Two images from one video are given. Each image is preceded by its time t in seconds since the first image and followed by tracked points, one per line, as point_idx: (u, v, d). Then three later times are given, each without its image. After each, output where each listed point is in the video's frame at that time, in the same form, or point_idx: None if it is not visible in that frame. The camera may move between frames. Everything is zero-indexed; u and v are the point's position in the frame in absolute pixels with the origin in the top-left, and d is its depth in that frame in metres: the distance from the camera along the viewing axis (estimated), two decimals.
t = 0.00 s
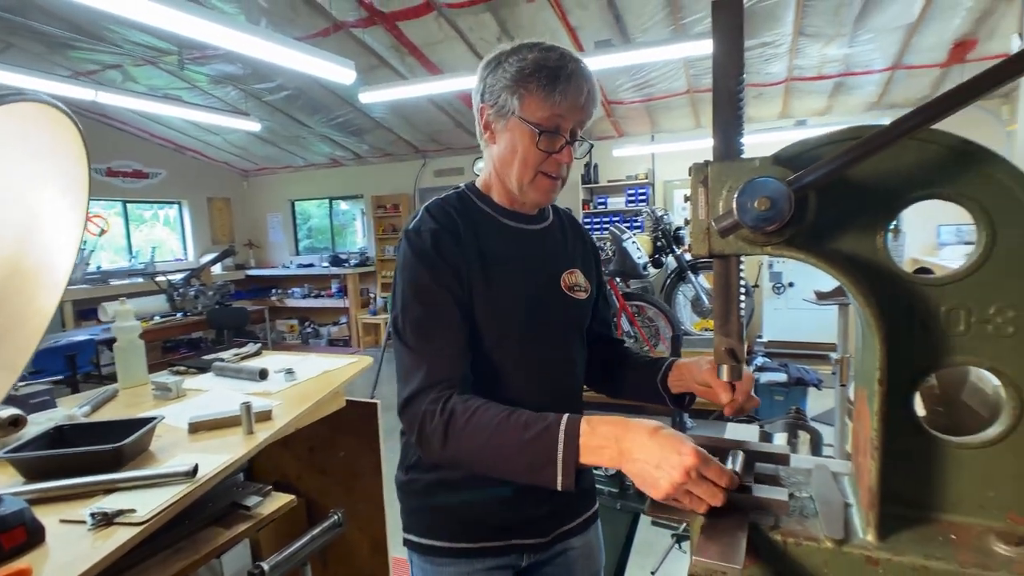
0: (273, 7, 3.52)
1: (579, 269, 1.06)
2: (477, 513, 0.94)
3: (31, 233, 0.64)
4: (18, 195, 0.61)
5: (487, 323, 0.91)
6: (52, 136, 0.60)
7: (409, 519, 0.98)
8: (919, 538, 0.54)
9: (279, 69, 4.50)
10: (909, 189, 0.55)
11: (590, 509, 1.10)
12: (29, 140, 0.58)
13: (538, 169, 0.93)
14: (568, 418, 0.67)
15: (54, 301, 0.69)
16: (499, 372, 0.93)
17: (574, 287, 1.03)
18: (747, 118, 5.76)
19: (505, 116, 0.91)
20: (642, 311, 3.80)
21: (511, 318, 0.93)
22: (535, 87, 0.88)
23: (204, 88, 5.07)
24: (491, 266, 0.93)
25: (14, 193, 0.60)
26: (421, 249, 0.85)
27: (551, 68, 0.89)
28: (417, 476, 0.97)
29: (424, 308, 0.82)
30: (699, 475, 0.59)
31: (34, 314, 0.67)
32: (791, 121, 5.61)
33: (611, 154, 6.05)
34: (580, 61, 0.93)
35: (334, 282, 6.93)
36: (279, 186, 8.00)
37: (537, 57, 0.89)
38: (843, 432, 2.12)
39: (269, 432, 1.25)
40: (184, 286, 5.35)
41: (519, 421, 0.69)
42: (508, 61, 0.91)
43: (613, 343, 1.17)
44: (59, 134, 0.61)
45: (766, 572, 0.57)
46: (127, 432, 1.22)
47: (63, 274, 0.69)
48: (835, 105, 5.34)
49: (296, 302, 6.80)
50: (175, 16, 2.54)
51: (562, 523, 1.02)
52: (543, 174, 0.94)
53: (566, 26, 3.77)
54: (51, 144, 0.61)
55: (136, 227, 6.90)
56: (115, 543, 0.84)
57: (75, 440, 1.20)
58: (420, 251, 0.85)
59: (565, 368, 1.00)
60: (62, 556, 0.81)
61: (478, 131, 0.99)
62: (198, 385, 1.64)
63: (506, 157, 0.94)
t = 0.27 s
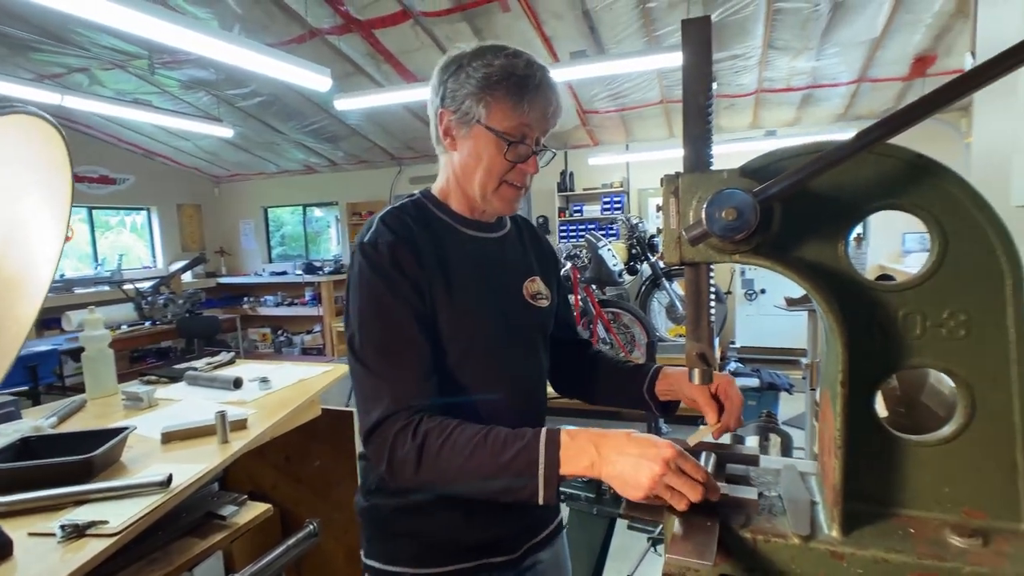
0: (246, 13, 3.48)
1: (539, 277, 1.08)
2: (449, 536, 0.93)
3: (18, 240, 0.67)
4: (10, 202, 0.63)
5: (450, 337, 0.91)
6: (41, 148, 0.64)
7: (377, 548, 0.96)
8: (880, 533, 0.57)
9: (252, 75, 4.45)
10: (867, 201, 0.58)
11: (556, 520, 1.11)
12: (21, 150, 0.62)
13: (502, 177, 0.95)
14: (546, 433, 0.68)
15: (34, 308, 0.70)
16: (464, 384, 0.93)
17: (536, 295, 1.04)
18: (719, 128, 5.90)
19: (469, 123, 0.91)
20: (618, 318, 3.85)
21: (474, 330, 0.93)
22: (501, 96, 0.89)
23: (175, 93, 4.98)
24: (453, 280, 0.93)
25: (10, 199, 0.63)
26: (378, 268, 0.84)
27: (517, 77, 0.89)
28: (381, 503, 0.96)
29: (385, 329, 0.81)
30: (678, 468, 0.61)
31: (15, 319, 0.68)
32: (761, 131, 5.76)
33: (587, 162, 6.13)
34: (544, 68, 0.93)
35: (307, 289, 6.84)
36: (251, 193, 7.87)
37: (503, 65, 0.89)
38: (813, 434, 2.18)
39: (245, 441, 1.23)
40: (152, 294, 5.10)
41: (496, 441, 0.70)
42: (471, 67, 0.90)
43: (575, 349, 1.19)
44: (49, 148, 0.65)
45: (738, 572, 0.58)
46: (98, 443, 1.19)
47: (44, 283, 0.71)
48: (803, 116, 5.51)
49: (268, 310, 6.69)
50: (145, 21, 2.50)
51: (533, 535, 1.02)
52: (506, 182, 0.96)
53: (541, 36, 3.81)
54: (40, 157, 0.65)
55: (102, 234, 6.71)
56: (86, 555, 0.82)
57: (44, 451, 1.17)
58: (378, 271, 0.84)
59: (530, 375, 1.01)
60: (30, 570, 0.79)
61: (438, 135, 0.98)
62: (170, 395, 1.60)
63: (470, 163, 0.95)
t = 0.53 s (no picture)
0: (227, 17, 3.46)
1: (510, 282, 1.09)
2: (424, 546, 0.93)
3: (7, 243, 0.60)
4: None
5: (418, 347, 0.92)
6: (32, 146, 0.59)
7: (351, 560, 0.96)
8: (854, 529, 0.59)
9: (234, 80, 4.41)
10: (838, 209, 0.60)
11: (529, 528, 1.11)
12: (11, 143, 0.57)
13: (477, 186, 0.96)
14: (497, 439, 0.72)
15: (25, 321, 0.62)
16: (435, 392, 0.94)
17: (507, 300, 1.05)
18: (699, 135, 6.00)
19: (446, 131, 0.92)
20: (600, 323, 3.88)
21: (443, 339, 0.93)
22: (479, 106, 0.90)
23: (153, 98, 4.91)
24: (421, 291, 0.94)
25: None
26: (344, 281, 0.84)
27: (493, 88, 0.91)
28: (354, 515, 0.94)
29: (348, 344, 0.81)
30: (617, 448, 0.66)
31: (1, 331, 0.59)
32: (740, 138, 5.87)
33: (570, 169, 6.18)
34: (518, 79, 0.96)
35: (289, 296, 6.76)
36: (231, 198, 7.77)
37: (479, 75, 0.91)
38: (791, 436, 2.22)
39: (228, 448, 1.21)
40: (131, 301, 5.04)
41: (451, 451, 0.73)
42: (447, 76, 0.91)
43: (549, 352, 1.20)
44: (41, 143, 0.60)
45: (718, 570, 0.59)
46: (78, 451, 1.16)
47: (34, 295, 0.64)
48: (781, 123, 5.63)
49: (248, 317, 6.59)
50: (123, 26, 2.47)
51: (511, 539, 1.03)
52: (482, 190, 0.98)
53: (524, 43, 3.84)
54: (30, 156, 0.60)
55: (77, 240, 6.57)
56: (69, 562, 0.81)
57: (22, 459, 1.15)
58: (343, 285, 0.84)
59: (504, 381, 1.02)
60: None
61: (410, 142, 0.98)
62: (151, 402, 1.57)
63: (445, 172, 0.95)
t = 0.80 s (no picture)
0: (213, 21, 3.44)
1: (497, 286, 1.10)
2: (414, 547, 0.93)
3: (6, 249, 0.63)
4: None
5: (407, 351, 0.93)
6: (29, 154, 0.62)
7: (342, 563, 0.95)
8: (834, 525, 0.60)
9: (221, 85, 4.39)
10: (816, 213, 0.62)
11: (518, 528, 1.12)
12: (13, 153, 0.60)
13: (466, 192, 0.97)
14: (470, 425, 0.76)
15: (20, 323, 0.64)
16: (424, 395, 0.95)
17: (494, 304, 1.07)
18: (686, 140, 6.06)
19: (434, 139, 0.93)
20: (588, 326, 3.90)
21: (431, 343, 0.94)
22: (466, 114, 0.91)
23: (139, 102, 4.86)
24: (409, 296, 0.95)
25: None
26: (332, 289, 0.85)
27: (479, 95, 0.92)
28: (345, 517, 0.94)
29: (337, 351, 0.82)
30: (580, 409, 0.71)
31: None
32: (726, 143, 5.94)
33: (558, 173, 6.21)
34: (504, 87, 0.97)
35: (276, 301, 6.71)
36: (218, 203, 7.71)
37: (465, 83, 0.92)
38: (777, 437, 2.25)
39: (217, 452, 1.21)
40: (116, 307, 4.99)
41: (426, 442, 0.77)
42: (434, 85, 0.92)
43: (538, 354, 1.22)
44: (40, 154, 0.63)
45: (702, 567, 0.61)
46: (66, 457, 1.15)
47: (30, 298, 0.66)
48: (766, 128, 5.70)
49: (235, 322, 6.54)
50: (108, 31, 2.45)
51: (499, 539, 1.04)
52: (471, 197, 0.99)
53: (512, 49, 3.86)
54: (27, 163, 0.63)
55: (60, 246, 6.48)
56: (60, 566, 0.80)
57: (8, 465, 1.13)
58: (330, 292, 0.85)
59: (492, 384, 1.03)
60: None
61: (398, 149, 0.99)
62: (139, 408, 1.56)
63: (434, 178, 0.96)
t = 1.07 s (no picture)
0: (205, 23, 3.43)
1: (493, 287, 1.11)
2: (412, 541, 0.94)
3: (8, 249, 0.63)
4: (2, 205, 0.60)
5: (407, 351, 0.93)
6: (35, 158, 0.63)
7: (340, 558, 0.96)
8: (819, 522, 0.61)
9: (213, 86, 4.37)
10: (801, 217, 0.64)
11: (512, 525, 1.12)
12: (18, 155, 0.60)
13: (463, 197, 0.98)
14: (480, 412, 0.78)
15: (21, 324, 0.64)
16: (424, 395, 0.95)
17: (491, 305, 1.07)
18: (676, 143, 6.11)
19: (432, 144, 0.94)
20: (580, 329, 3.93)
21: (430, 343, 0.95)
22: (463, 119, 0.92)
23: (129, 103, 4.83)
24: (409, 297, 0.95)
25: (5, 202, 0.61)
26: (334, 289, 0.86)
27: (477, 102, 0.93)
28: (343, 512, 0.95)
29: (339, 350, 0.83)
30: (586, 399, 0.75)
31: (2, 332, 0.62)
32: (716, 147, 5.99)
33: (549, 177, 6.24)
34: (501, 93, 0.98)
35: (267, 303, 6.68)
36: (209, 205, 7.66)
37: (463, 89, 0.93)
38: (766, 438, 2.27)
39: (210, 453, 1.21)
40: (105, 309, 4.95)
41: (436, 434, 0.78)
42: (432, 90, 0.93)
43: (532, 355, 1.22)
44: (43, 156, 0.63)
45: (690, 563, 0.62)
46: (58, 459, 1.15)
47: (30, 299, 0.66)
48: (756, 133, 5.76)
49: (225, 325, 6.49)
50: (99, 31, 2.44)
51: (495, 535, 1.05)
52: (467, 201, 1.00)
53: (504, 53, 3.88)
54: (33, 167, 0.63)
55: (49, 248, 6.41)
56: (54, 565, 0.80)
57: None
58: (332, 291, 0.86)
59: (490, 384, 1.04)
60: None
61: (397, 153, 0.99)
62: (131, 409, 1.55)
63: (432, 182, 0.97)
